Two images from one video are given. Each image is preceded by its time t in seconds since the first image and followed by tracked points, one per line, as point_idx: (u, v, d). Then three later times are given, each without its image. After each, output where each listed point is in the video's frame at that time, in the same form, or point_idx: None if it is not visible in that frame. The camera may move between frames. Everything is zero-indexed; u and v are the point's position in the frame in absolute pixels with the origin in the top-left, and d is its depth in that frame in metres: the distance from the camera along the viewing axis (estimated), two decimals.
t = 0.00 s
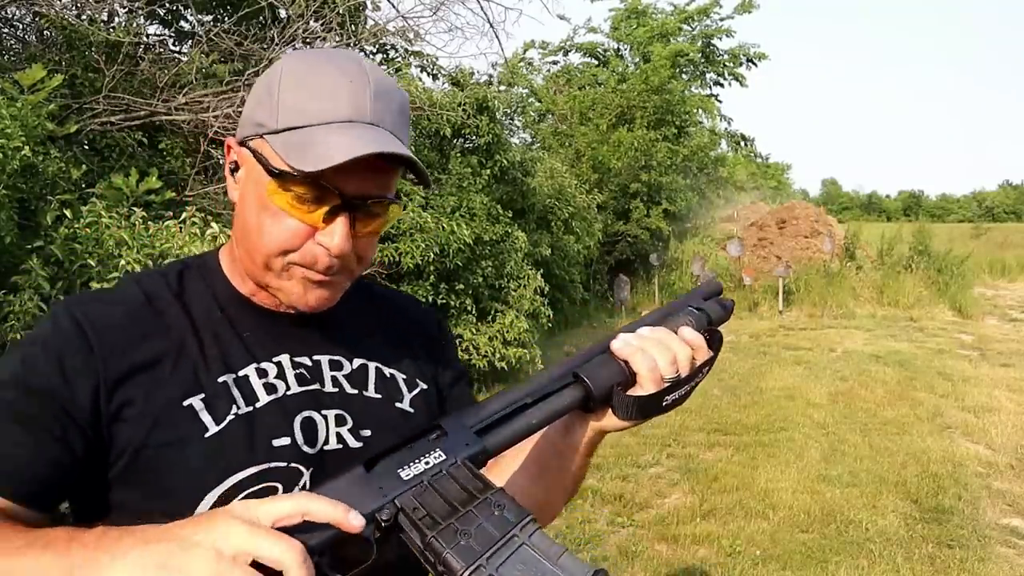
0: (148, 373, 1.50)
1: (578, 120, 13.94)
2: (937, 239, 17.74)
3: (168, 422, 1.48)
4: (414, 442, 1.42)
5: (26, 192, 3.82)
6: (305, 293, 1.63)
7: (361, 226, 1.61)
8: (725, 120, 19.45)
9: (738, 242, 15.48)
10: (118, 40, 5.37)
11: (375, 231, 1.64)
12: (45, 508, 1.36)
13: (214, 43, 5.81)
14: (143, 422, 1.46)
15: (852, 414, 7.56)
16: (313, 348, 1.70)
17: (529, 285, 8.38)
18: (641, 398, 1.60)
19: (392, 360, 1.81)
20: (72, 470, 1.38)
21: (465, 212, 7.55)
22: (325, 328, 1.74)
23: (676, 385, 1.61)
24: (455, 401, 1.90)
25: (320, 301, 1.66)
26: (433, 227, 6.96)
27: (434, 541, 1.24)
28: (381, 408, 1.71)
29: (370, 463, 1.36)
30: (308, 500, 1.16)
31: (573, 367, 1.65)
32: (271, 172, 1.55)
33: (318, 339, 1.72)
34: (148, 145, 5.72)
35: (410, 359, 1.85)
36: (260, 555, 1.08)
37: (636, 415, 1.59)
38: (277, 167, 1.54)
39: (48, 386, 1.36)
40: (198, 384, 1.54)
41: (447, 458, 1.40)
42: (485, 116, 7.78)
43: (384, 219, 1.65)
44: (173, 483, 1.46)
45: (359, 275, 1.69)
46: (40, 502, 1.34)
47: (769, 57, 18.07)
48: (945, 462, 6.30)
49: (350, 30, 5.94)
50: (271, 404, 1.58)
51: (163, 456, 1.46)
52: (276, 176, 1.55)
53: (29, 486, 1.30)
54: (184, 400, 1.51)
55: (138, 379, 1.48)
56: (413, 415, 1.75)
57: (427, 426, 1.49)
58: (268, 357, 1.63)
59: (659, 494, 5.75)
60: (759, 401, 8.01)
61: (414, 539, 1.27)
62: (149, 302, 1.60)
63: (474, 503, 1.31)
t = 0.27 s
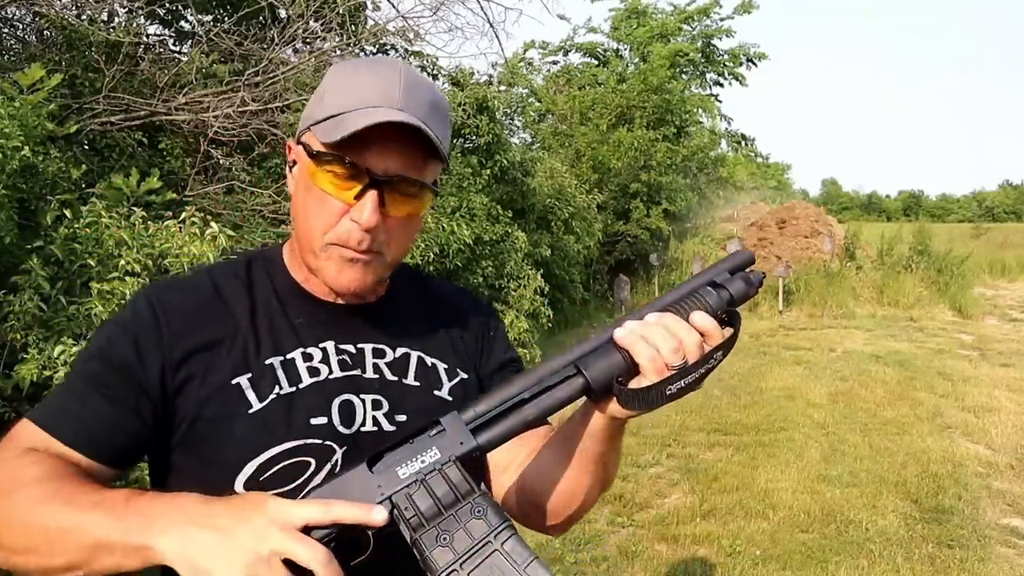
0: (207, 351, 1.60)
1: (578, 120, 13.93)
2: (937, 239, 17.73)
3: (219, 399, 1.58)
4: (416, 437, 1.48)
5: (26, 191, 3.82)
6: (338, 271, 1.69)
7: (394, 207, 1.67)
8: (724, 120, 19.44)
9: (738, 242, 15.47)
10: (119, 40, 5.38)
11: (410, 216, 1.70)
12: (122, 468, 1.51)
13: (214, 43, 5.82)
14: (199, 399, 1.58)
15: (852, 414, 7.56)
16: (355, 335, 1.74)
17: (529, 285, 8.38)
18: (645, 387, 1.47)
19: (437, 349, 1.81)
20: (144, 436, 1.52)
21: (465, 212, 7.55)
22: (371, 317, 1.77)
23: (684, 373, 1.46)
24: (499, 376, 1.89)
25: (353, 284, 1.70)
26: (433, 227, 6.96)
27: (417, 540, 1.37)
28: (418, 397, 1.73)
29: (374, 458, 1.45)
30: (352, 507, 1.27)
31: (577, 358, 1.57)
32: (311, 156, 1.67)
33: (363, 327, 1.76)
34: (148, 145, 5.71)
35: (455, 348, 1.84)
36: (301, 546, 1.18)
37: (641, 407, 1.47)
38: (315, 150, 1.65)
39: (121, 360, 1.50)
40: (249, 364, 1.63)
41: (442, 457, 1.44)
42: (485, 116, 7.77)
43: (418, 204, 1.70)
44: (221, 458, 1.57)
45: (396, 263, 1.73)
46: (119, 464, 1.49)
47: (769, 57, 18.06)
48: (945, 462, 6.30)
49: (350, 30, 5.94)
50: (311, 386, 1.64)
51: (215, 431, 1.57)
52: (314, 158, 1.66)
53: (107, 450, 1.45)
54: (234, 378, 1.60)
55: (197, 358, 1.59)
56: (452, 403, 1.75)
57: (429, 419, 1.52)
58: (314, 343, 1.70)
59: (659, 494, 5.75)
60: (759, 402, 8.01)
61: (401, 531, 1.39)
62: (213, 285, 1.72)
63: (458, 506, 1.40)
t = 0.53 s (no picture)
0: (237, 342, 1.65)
1: (578, 120, 13.93)
2: (937, 239, 17.74)
3: (247, 389, 1.62)
4: (411, 403, 1.49)
5: (26, 191, 3.82)
6: (352, 258, 1.72)
7: (401, 187, 1.72)
8: (724, 120, 19.45)
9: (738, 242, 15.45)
10: (119, 41, 5.38)
11: (418, 196, 1.73)
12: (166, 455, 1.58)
13: (214, 43, 5.82)
14: (230, 388, 1.62)
15: (852, 414, 7.56)
16: (375, 328, 1.75)
17: (529, 285, 8.38)
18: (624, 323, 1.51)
19: (460, 340, 1.80)
20: (184, 425, 1.59)
21: (465, 212, 7.55)
22: (392, 312, 1.78)
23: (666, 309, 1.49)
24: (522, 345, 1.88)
25: (363, 271, 1.72)
26: (433, 227, 6.96)
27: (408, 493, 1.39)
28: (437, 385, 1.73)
29: (374, 428, 1.47)
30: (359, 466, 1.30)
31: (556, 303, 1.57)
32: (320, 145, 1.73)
33: (386, 323, 1.77)
34: (149, 145, 5.71)
35: (476, 337, 1.83)
36: (312, 517, 1.24)
37: (627, 344, 1.51)
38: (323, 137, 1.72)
39: (159, 353, 1.57)
40: (275, 355, 1.66)
41: (433, 417, 1.46)
42: (485, 116, 7.77)
43: (427, 183, 1.74)
44: (248, 446, 1.60)
45: (409, 247, 1.76)
46: (159, 451, 1.56)
47: (768, 57, 18.07)
48: (945, 462, 6.31)
49: (350, 30, 5.94)
50: (333, 376, 1.67)
51: (244, 420, 1.61)
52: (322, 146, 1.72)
53: (151, 439, 1.52)
54: (259, 368, 1.64)
55: (228, 349, 1.64)
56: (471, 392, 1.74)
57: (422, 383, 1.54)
58: (337, 334, 1.72)
59: (659, 494, 5.75)
60: (759, 401, 8.01)
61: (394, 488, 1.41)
62: (245, 278, 1.77)
63: (445, 456, 1.42)
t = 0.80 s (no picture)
0: (227, 338, 1.65)
1: (578, 120, 13.93)
2: (937, 239, 17.74)
3: (236, 383, 1.63)
4: (393, 356, 1.48)
5: (26, 192, 3.81)
6: (332, 267, 1.73)
7: (382, 187, 1.67)
8: (724, 120, 19.46)
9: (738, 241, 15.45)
10: (118, 40, 5.38)
11: (401, 198, 1.69)
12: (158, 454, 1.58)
13: (214, 43, 5.83)
14: (218, 384, 1.62)
15: (852, 414, 7.56)
16: (353, 324, 1.77)
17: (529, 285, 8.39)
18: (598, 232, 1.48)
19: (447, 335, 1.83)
20: (176, 423, 1.59)
21: (464, 212, 7.56)
22: (377, 310, 1.80)
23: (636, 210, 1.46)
24: (522, 331, 1.95)
25: (345, 280, 1.74)
26: (433, 227, 6.97)
27: (407, 445, 1.39)
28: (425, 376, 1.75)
29: (358, 391, 1.45)
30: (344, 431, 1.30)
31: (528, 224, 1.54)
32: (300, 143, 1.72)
33: (361, 321, 1.78)
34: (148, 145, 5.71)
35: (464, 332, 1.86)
36: (298, 494, 1.25)
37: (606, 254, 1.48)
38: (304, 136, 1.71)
39: (147, 351, 1.57)
40: (264, 350, 1.68)
41: (419, 363, 1.45)
42: (485, 116, 7.77)
43: (410, 184, 1.70)
44: (241, 441, 1.61)
45: (393, 249, 1.73)
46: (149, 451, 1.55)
47: (768, 57, 18.09)
48: (945, 462, 6.31)
49: (350, 30, 5.94)
50: (323, 369, 1.69)
51: (236, 415, 1.62)
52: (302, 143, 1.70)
53: (141, 437, 1.52)
54: (247, 363, 1.65)
55: (216, 345, 1.64)
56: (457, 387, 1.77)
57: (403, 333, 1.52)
58: (327, 330, 1.75)
59: (659, 494, 5.75)
60: (759, 401, 8.01)
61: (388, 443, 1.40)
62: (235, 278, 1.78)
63: (437, 399, 1.43)
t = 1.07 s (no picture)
0: (179, 366, 1.66)
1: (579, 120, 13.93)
2: (937, 239, 17.74)
3: (194, 411, 1.65)
4: (365, 295, 1.46)
5: (26, 192, 3.81)
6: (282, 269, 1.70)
7: (333, 188, 1.62)
8: (724, 120, 19.47)
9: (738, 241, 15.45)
10: (119, 40, 5.38)
11: (355, 197, 1.64)
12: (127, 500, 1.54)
13: (214, 43, 5.84)
14: (178, 414, 1.63)
15: (852, 414, 7.56)
16: (308, 332, 1.81)
17: (529, 285, 8.39)
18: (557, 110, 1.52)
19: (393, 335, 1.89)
20: (138, 464, 1.58)
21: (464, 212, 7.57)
22: (327, 317, 1.83)
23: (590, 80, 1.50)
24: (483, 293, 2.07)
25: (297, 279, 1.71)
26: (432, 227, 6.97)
27: (421, 379, 1.36)
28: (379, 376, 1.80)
29: (337, 341, 1.45)
30: (332, 385, 1.31)
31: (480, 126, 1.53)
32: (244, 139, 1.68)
33: (315, 328, 1.82)
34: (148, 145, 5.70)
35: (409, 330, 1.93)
36: (300, 457, 1.22)
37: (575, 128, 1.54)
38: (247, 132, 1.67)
39: (97, 391, 1.54)
40: (219, 373, 1.70)
41: (399, 296, 1.44)
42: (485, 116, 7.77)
43: (364, 184, 1.65)
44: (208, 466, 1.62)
45: (348, 247, 1.70)
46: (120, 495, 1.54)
47: (768, 57, 18.10)
48: (945, 462, 6.31)
49: (350, 30, 5.95)
50: (283, 385, 1.73)
51: (199, 444, 1.63)
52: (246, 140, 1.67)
53: (104, 486, 1.48)
54: (201, 390, 1.66)
55: (167, 373, 1.64)
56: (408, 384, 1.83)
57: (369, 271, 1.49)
58: (281, 343, 1.78)
59: (659, 494, 5.75)
60: (759, 401, 8.01)
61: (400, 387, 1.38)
62: (173, 301, 1.76)
63: (439, 326, 1.40)
